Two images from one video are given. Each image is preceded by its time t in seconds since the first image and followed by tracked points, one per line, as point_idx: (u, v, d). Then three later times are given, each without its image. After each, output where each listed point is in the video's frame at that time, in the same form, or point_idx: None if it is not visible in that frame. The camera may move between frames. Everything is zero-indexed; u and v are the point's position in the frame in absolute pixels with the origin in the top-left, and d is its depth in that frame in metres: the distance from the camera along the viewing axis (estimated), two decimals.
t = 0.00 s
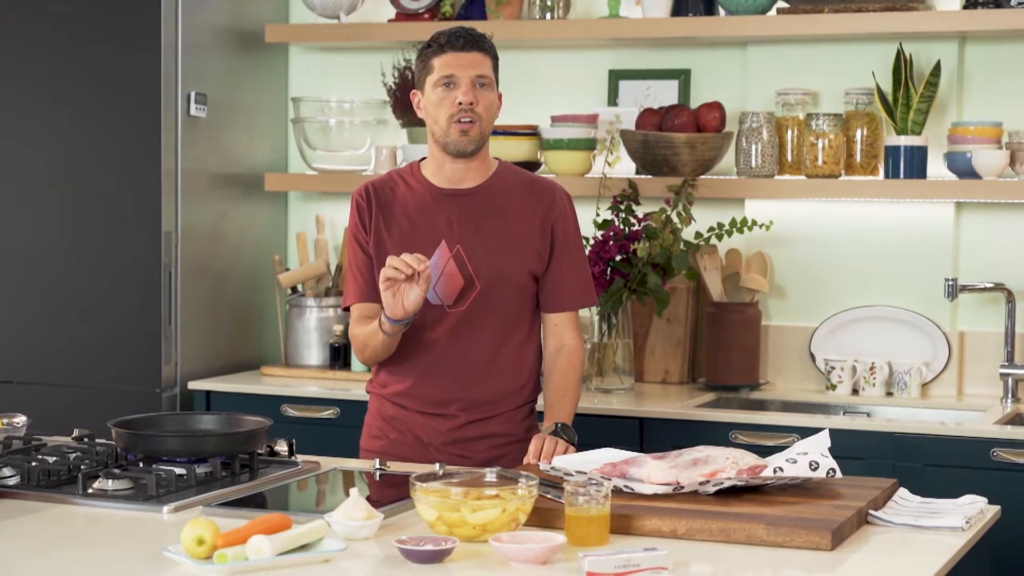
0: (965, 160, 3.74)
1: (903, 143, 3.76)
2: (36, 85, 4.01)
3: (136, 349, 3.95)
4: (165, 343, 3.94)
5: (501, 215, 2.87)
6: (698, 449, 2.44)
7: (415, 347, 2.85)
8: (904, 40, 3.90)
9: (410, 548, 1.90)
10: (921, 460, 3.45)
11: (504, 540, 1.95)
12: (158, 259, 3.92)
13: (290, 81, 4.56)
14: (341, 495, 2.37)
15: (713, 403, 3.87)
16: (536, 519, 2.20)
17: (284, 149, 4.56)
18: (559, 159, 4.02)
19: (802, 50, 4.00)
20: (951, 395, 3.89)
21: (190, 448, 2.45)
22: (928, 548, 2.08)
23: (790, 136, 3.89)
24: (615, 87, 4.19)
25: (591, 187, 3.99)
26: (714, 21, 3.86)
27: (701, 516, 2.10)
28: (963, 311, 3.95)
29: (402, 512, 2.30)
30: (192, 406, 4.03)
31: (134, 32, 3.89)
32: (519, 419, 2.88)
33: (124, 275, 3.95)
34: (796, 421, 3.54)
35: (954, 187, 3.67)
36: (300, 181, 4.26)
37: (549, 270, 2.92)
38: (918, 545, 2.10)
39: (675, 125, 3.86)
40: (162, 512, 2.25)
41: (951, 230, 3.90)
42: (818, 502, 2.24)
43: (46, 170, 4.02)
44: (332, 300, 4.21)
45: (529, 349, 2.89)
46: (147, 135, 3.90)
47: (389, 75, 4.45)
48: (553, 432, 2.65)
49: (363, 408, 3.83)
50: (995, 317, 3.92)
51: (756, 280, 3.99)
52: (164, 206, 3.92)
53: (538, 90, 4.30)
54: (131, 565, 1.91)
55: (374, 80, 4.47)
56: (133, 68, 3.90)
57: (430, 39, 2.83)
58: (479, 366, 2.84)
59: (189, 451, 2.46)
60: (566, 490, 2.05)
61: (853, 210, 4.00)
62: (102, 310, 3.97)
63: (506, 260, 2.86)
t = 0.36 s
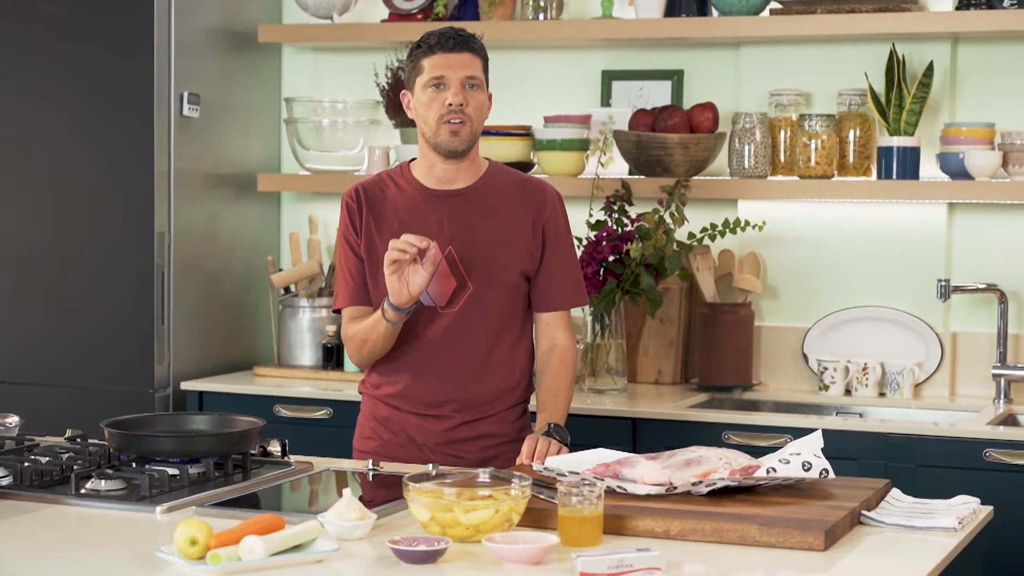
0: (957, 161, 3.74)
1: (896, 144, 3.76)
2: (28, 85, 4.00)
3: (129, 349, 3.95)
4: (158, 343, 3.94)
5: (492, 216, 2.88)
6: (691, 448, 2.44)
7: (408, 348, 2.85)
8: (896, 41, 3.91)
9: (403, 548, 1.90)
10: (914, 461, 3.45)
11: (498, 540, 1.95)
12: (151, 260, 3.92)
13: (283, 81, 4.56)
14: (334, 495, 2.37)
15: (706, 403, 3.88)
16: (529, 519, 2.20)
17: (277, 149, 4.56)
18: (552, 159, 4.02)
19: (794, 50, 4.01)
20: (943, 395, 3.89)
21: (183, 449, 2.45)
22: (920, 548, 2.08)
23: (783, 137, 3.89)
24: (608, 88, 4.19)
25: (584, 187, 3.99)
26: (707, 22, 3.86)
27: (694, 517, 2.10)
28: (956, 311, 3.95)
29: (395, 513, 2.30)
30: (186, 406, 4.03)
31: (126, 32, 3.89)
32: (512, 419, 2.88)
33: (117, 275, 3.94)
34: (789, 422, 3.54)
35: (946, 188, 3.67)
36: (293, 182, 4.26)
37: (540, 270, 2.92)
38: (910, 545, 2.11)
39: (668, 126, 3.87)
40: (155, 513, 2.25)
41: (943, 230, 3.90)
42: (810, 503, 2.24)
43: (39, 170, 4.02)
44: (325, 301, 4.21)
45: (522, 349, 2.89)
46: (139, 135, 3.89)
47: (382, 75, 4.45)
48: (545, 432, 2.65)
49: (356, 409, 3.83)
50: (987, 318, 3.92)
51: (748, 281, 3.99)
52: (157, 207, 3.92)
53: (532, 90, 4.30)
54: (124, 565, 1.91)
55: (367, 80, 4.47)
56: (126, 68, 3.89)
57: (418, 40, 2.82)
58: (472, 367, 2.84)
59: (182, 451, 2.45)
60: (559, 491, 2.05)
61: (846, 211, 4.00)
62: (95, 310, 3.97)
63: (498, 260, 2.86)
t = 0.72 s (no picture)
0: (956, 160, 3.74)
1: (895, 143, 3.76)
2: (27, 85, 4.01)
3: (128, 348, 3.95)
4: (157, 342, 3.94)
5: (487, 216, 2.87)
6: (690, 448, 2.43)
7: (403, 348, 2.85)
8: (895, 40, 3.91)
9: (402, 548, 1.90)
10: (913, 460, 3.45)
11: (497, 539, 1.95)
12: (150, 259, 3.92)
13: (283, 81, 4.56)
14: (333, 494, 2.37)
15: (705, 402, 3.88)
16: (527, 518, 2.20)
17: (276, 148, 4.56)
18: (551, 158, 4.03)
19: (793, 49, 4.01)
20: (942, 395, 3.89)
21: (182, 448, 2.45)
22: (919, 548, 2.08)
23: (782, 136, 3.88)
24: (607, 87, 4.19)
25: (584, 186, 3.99)
26: (706, 21, 3.86)
27: (693, 516, 2.10)
28: (955, 310, 3.95)
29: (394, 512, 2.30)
30: (185, 406, 4.03)
31: (125, 32, 3.89)
32: (508, 418, 2.88)
33: (116, 274, 3.94)
34: (789, 421, 3.54)
35: (946, 188, 3.67)
36: (292, 181, 4.26)
37: (535, 270, 2.92)
38: (909, 544, 2.11)
39: (667, 125, 3.86)
40: (154, 512, 2.25)
41: (942, 230, 3.90)
42: (809, 502, 2.24)
43: (38, 169, 4.02)
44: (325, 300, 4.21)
45: (518, 348, 2.89)
46: (137, 134, 3.89)
47: (382, 74, 4.45)
48: (544, 430, 2.65)
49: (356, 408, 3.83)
50: (987, 317, 3.92)
51: (748, 280, 3.99)
52: (156, 205, 3.92)
53: (531, 90, 4.30)
54: (123, 565, 1.91)
55: (366, 80, 4.47)
56: (125, 67, 3.90)
57: (409, 40, 2.82)
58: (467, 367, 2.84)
59: (181, 450, 2.45)
60: (558, 490, 2.05)
61: (845, 210, 4.00)
62: (95, 310, 3.97)
63: (492, 260, 2.86)
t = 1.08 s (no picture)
0: (958, 158, 3.74)
1: (897, 141, 3.75)
2: (28, 83, 4.00)
3: (129, 346, 3.95)
4: (158, 340, 3.94)
5: (480, 214, 2.87)
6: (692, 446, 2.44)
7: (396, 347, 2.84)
8: (896, 39, 3.90)
9: (403, 546, 1.90)
10: (915, 458, 3.44)
11: (499, 538, 1.95)
12: (151, 257, 3.92)
13: (284, 79, 4.56)
14: (335, 493, 2.37)
15: (707, 400, 3.87)
16: (529, 516, 2.20)
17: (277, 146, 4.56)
18: (551, 157, 4.03)
19: (794, 47, 4.01)
20: (943, 393, 3.89)
21: (183, 446, 2.45)
22: (921, 546, 2.08)
23: (783, 134, 3.89)
24: (608, 85, 4.19)
25: (585, 184, 3.99)
26: (708, 19, 3.86)
27: (694, 515, 2.10)
28: (957, 308, 3.95)
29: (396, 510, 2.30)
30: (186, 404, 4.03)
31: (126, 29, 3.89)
32: (502, 417, 2.88)
33: (117, 272, 3.94)
34: (790, 419, 3.53)
35: (947, 185, 3.67)
36: (293, 179, 4.27)
37: (529, 268, 2.92)
38: (910, 543, 2.10)
39: (668, 123, 3.86)
40: (155, 510, 2.25)
41: (943, 228, 3.90)
42: (811, 500, 2.24)
43: (38, 167, 4.02)
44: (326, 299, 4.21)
45: (512, 347, 2.89)
46: (138, 132, 3.89)
47: (383, 72, 4.45)
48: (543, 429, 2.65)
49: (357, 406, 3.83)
50: (988, 316, 3.92)
51: (749, 279, 3.99)
52: (156, 203, 3.91)
53: (532, 88, 4.30)
54: (124, 562, 1.91)
55: (367, 78, 4.47)
56: (126, 64, 3.90)
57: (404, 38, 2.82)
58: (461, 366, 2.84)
59: (182, 448, 2.45)
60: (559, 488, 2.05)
61: (846, 208, 4.00)
62: (95, 308, 3.97)
63: (485, 258, 2.86)
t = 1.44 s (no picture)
0: (961, 154, 3.74)
1: (900, 137, 3.75)
2: (30, 78, 4.00)
3: (131, 342, 3.95)
4: (160, 336, 3.94)
5: (477, 210, 2.86)
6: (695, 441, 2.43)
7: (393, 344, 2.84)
8: (900, 34, 3.90)
9: (406, 542, 1.90)
10: (918, 454, 3.44)
11: (501, 534, 1.95)
12: (154, 254, 3.91)
13: (286, 75, 4.56)
14: (338, 489, 2.37)
15: (710, 396, 3.87)
16: (531, 512, 2.20)
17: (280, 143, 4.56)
18: (555, 153, 4.02)
19: (797, 43, 4.01)
20: (946, 389, 3.89)
21: (186, 442, 2.44)
22: (924, 542, 2.08)
23: (786, 131, 3.89)
24: (611, 82, 4.19)
25: (587, 181, 3.98)
26: (711, 15, 3.85)
27: (698, 511, 2.09)
28: (960, 303, 3.94)
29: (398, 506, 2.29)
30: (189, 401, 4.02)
31: (128, 25, 3.88)
32: (501, 413, 2.88)
33: (119, 269, 3.94)
34: (794, 415, 3.53)
35: (951, 181, 3.66)
36: (295, 176, 4.26)
37: (526, 263, 2.92)
38: (913, 539, 2.10)
39: (672, 119, 3.85)
40: (158, 507, 2.25)
41: (946, 223, 3.90)
42: (814, 496, 2.24)
43: (40, 163, 4.02)
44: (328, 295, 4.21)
45: (510, 343, 2.89)
46: (140, 127, 3.89)
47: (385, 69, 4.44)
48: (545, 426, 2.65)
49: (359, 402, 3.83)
50: (991, 312, 3.91)
51: (752, 274, 3.98)
52: (159, 199, 3.91)
53: (535, 85, 4.30)
54: (127, 559, 1.90)
55: (370, 74, 4.47)
56: (128, 59, 3.89)
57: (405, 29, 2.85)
58: (458, 363, 2.83)
59: (185, 445, 2.45)
60: (563, 484, 2.04)
61: (849, 204, 4.00)
62: (97, 305, 3.97)
63: (483, 254, 2.85)
